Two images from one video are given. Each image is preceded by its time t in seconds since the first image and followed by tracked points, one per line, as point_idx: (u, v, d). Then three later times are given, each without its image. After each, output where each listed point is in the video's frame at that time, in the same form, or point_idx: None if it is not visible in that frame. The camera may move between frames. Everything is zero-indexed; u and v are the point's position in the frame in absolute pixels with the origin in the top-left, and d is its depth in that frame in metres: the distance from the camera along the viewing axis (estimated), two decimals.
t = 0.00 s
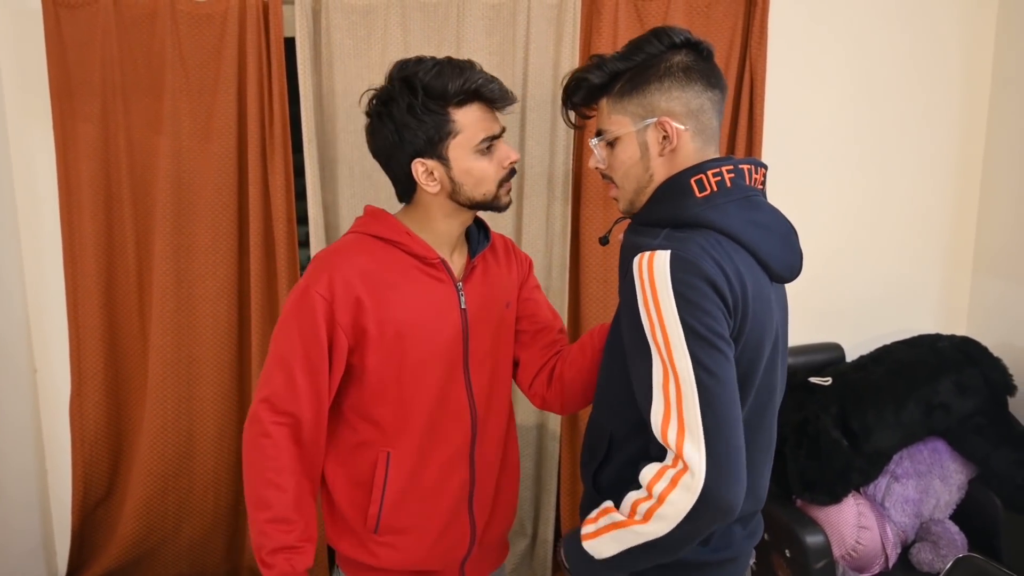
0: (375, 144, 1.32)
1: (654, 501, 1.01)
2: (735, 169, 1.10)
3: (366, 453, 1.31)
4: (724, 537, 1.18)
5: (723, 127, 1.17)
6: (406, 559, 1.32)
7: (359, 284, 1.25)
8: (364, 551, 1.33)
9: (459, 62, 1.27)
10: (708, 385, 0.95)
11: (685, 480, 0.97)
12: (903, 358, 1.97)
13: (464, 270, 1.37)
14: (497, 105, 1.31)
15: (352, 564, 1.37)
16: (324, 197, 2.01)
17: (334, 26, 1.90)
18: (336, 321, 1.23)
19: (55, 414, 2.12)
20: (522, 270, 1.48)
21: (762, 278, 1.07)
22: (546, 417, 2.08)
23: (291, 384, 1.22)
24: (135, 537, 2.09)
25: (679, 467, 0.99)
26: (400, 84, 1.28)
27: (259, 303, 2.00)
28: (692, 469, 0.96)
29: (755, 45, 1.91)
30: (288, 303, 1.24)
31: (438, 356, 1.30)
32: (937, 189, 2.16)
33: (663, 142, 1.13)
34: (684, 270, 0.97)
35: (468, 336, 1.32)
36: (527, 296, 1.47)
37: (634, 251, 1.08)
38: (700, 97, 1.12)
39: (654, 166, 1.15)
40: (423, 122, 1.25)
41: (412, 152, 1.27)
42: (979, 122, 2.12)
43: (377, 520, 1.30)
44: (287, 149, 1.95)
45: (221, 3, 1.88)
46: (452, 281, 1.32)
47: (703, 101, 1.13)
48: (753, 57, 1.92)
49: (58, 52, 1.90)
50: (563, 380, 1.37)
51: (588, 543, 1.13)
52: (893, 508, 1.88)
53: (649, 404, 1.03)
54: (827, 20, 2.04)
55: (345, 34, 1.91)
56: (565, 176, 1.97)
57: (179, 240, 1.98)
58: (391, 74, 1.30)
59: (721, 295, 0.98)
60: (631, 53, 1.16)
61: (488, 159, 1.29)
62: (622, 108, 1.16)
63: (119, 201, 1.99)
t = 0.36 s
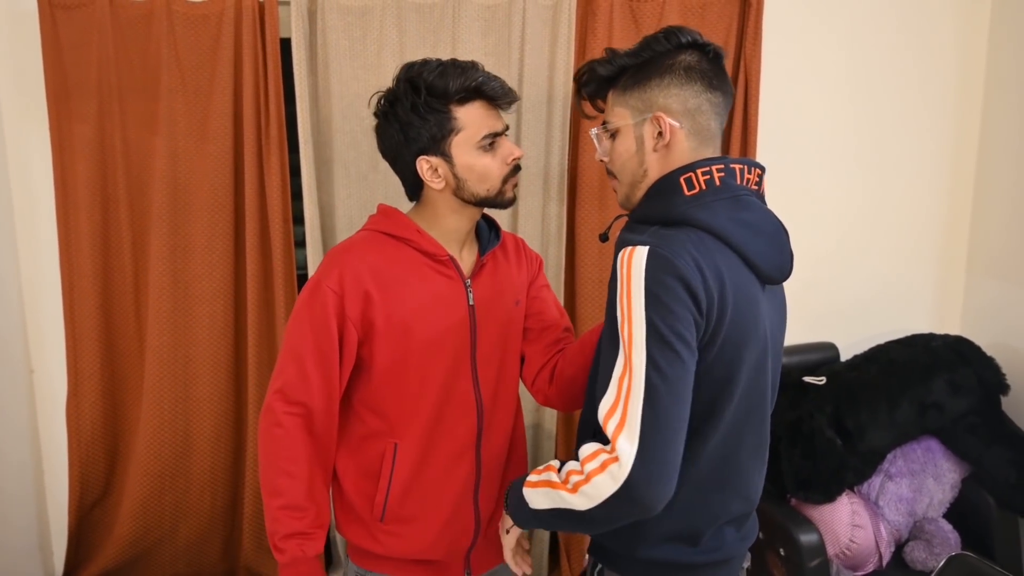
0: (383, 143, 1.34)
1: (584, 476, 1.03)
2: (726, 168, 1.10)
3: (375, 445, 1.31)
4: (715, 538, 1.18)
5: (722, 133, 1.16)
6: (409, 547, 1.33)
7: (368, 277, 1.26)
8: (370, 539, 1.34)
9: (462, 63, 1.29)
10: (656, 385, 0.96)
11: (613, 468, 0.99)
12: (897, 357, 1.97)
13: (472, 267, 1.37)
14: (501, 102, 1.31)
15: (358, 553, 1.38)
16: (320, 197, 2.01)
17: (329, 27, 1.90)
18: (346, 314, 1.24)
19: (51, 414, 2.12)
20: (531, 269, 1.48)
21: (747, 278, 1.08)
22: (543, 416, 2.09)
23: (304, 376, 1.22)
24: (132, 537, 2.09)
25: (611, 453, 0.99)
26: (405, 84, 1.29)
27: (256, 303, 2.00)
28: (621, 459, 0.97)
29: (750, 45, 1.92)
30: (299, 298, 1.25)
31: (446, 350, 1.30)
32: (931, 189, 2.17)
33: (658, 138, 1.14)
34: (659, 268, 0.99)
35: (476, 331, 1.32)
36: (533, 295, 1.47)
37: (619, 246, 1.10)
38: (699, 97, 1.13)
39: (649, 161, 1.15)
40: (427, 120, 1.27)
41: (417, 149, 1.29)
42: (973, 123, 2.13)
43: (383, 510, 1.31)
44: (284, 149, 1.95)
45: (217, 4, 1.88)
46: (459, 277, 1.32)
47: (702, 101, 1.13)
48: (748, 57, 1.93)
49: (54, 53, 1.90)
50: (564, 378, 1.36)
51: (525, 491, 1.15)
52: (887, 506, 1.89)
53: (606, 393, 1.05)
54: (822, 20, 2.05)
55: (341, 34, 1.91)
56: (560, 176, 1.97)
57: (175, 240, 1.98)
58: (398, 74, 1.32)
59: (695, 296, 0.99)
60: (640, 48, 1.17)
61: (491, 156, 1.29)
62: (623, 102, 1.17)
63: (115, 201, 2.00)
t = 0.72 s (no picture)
0: (362, 147, 1.34)
1: (552, 476, 1.11)
2: (716, 171, 1.11)
3: (360, 444, 1.32)
4: (702, 536, 1.19)
5: (719, 135, 1.16)
6: (394, 546, 1.32)
7: (351, 277, 1.27)
8: (354, 538, 1.34)
9: (437, 63, 1.29)
10: (619, 406, 1.01)
11: (571, 471, 1.06)
12: (890, 357, 1.98)
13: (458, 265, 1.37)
14: (477, 101, 1.32)
15: (345, 553, 1.38)
16: (315, 197, 2.02)
17: (324, 27, 1.91)
18: (329, 313, 1.25)
19: (47, 413, 2.12)
20: (520, 268, 1.48)
21: (734, 281, 1.08)
22: (537, 415, 2.10)
23: (289, 374, 1.24)
24: (127, 536, 2.10)
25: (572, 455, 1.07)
26: (381, 86, 1.30)
27: (251, 302, 2.00)
28: (578, 463, 1.04)
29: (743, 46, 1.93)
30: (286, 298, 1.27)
31: (429, 348, 1.30)
32: (923, 189, 2.18)
33: (652, 132, 1.15)
34: (644, 282, 1.00)
35: (460, 329, 1.32)
36: (523, 294, 1.47)
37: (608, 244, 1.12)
38: (696, 97, 1.13)
39: (641, 154, 1.16)
40: (404, 122, 1.27)
41: (396, 151, 1.29)
42: (967, 123, 2.13)
43: (369, 508, 1.31)
44: (279, 149, 1.95)
45: (212, 4, 1.89)
46: (444, 276, 1.33)
47: (699, 101, 1.13)
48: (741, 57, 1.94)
49: (49, 53, 1.91)
50: (556, 378, 1.37)
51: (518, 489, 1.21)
52: (879, 505, 1.91)
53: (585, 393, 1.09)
54: (815, 20, 2.06)
55: (336, 35, 1.92)
56: (554, 176, 1.98)
57: (170, 240, 1.99)
58: (373, 77, 1.32)
59: (677, 315, 1.00)
60: (652, 44, 1.17)
61: (471, 153, 1.30)
62: (626, 93, 1.18)
63: (111, 201, 2.00)
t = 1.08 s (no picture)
0: (342, 146, 1.34)
1: (578, 488, 1.08)
2: (722, 168, 1.12)
3: (349, 445, 1.32)
4: (707, 530, 1.20)
5: (725, 134, 1.16)
6: (384, 548, 1.32)
7: (336, 276, 1.27)
8: (343, 539, 1.34)
9: (416, 60, 1.30)
10: (646, 391, 0.99)
11: (601, 471, 1.04)
12: (889, 356, 1.99)
13: (443, 263, 1.37)
14: (457, 96, 1.32)
15: (335, 555, 1.38)
16: (315, 196, 2.02)
17: (324, 26, 1.91)
18: (313, 313, 1.25)
19: (47, 411, 2.13)
20: (509, 267, 1.48)
21: (741, 276, 1.10)
22: (537, 414, 2.10)
23: (274, 375, 1.24)
24: (127, 534, 2.10)
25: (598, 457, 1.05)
26: (360, 84, 1.30)
27: (251, 301, 2.01)
28: (607, 461, 1.03)
29: (743, 45, 1.93)
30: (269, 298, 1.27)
31: (416, 347, 1.30)
32: (923, 188, 2.18)
33: (658, 123, 1.16)
34: (657, 270, 1.00)
35: (447, 328, 1.32)
36: (513, 293, 1.47)
37: (616, 241, 1.12)
38: (704, 91, 1.13)
39: (647, 145, 1.17)
40: (385, 119, 1.28)
41: (378, 149, 1.29)
42: (966, 123, 2.14)
43: (359, 510, 1.31)
44: (279, 147, 1.96)
45: (212, 2, 1.89)
46: (430, 273, 1.33)
47: (706, 95, 1.13)
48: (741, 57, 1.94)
49: (49, 51, 1.91)
50: (551, 376, 1.38)
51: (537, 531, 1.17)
52: (878, 504, 1.91)
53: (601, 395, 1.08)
54: (814, 20, 2.06)
55: (336, 33, 1.92)
56: (554, 175, 1.98)
57: (170, 238, 1.99)
58: (351, 76, 1.32)
59: (691, 299, 1.01)
60: (668, 42, 1.19)
61: (453, 149, 1.30)
62: (639, 85, 1.20)
63: (111, 200, 2.01)
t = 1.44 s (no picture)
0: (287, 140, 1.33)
1: (621, 507, 1.03)
2: (723, 166, 1.12)
3: (319, 458, 1.29)
4: (711, 524, 1.19)
5: (727, 135, 1.18)
6: (365, 561, 1.29)
7: (294, 284, 1.24)
8: (320, 557, 1.30)
9: (361, 56, 1.25)
10: (672, 379, 1.00)
11: (642, 470, 1.02)
12: (892, 356, 1.98)
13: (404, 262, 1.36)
14: (407, 97, 1.28)
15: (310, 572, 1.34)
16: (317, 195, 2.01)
17: (326, 25, 1.91)
18: (273, 324, 1.23)
19: (49, 411, 2.12)
20: (474, 262, 1.49)
21: (744, 272, 1.11)
22: (539, 413, 2.09)
23: (236, 393, 1.23)
24: (127, 535, 2.09)
25: (632, 460, 1.03)
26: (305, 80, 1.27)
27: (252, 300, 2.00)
28: (648, 457, 1.01)
29: (746, 44, 1.92)
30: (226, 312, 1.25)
31: (383, 353, 1.28)
32: (925, 188, 2.17)
33: (664, 125, 1.15)
34: (668, 262, 1.01)
35: (414, 330, 1.31)
36: (482, 291, 1.48)
37: (620, 240, 1.11)
38: (712, 96, 1.14)
39: (651, 146, 1.17)
40: (326, 120, 1.25)
41: (320, 149, 1.28)
42: (968, 122, 2.13)
43: (335, 524, 1.28)
44: (281, 147, 1.95)
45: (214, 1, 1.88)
46: (392, 273, 1.31)
47: (714, 100, 1.14)
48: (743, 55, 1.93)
49: (50, 50, 1.90)
50: (541, 372, 1.40)
51: None
52: (881, 504, 1.90)
53: (618, 400, 1.07)
54: (817, 19, 2.06)
55: (338, 32, 1.91)
56: (557, 173, 1.98)
57: (171, 238, 1.99)
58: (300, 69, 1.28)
59: (702, 289, 1.02)
60: (670, 38, 1.17)
61: (399, 155, 1.28)
62: (640, 84, 1.18)
63: (113, 200, 2.00)
